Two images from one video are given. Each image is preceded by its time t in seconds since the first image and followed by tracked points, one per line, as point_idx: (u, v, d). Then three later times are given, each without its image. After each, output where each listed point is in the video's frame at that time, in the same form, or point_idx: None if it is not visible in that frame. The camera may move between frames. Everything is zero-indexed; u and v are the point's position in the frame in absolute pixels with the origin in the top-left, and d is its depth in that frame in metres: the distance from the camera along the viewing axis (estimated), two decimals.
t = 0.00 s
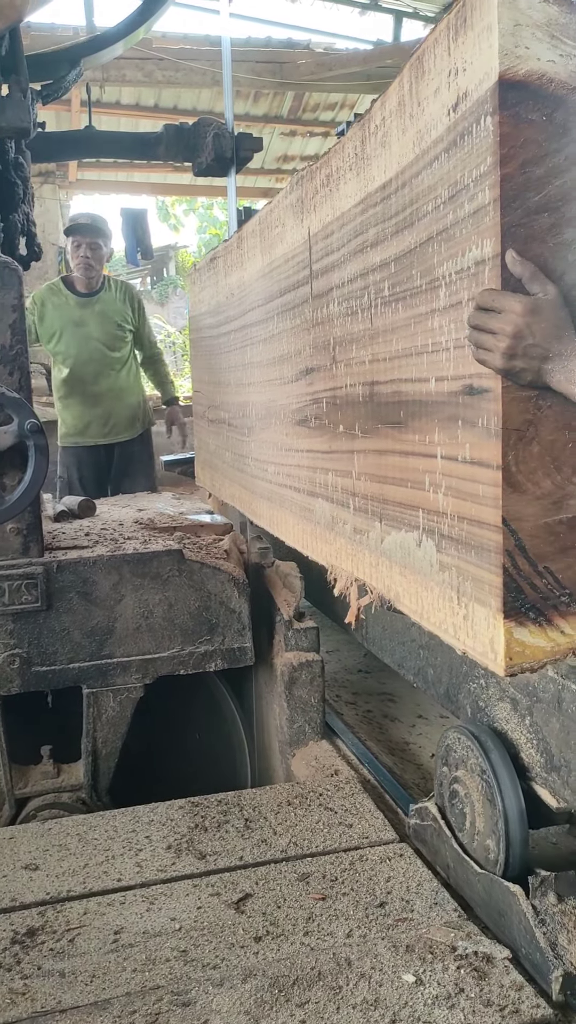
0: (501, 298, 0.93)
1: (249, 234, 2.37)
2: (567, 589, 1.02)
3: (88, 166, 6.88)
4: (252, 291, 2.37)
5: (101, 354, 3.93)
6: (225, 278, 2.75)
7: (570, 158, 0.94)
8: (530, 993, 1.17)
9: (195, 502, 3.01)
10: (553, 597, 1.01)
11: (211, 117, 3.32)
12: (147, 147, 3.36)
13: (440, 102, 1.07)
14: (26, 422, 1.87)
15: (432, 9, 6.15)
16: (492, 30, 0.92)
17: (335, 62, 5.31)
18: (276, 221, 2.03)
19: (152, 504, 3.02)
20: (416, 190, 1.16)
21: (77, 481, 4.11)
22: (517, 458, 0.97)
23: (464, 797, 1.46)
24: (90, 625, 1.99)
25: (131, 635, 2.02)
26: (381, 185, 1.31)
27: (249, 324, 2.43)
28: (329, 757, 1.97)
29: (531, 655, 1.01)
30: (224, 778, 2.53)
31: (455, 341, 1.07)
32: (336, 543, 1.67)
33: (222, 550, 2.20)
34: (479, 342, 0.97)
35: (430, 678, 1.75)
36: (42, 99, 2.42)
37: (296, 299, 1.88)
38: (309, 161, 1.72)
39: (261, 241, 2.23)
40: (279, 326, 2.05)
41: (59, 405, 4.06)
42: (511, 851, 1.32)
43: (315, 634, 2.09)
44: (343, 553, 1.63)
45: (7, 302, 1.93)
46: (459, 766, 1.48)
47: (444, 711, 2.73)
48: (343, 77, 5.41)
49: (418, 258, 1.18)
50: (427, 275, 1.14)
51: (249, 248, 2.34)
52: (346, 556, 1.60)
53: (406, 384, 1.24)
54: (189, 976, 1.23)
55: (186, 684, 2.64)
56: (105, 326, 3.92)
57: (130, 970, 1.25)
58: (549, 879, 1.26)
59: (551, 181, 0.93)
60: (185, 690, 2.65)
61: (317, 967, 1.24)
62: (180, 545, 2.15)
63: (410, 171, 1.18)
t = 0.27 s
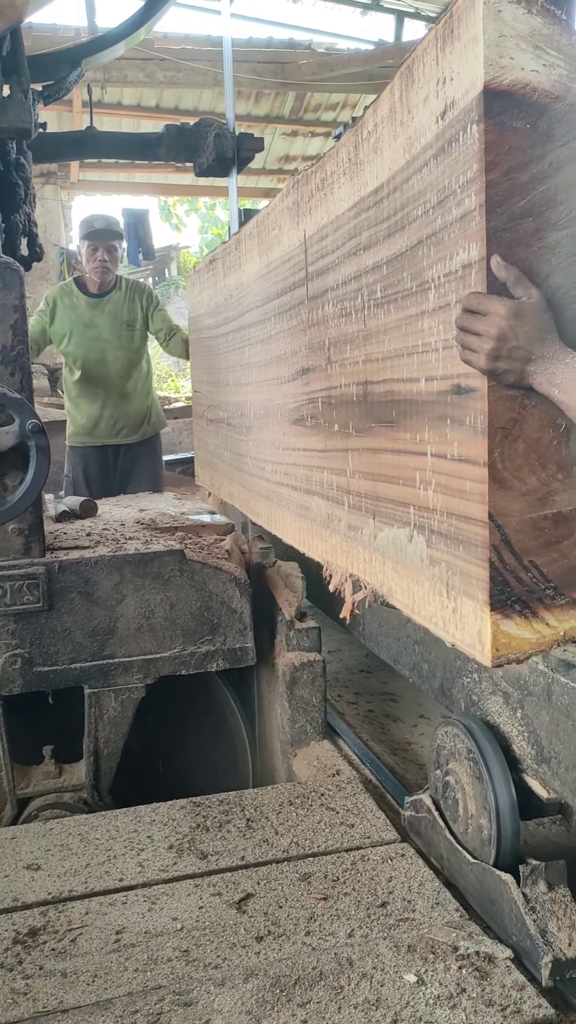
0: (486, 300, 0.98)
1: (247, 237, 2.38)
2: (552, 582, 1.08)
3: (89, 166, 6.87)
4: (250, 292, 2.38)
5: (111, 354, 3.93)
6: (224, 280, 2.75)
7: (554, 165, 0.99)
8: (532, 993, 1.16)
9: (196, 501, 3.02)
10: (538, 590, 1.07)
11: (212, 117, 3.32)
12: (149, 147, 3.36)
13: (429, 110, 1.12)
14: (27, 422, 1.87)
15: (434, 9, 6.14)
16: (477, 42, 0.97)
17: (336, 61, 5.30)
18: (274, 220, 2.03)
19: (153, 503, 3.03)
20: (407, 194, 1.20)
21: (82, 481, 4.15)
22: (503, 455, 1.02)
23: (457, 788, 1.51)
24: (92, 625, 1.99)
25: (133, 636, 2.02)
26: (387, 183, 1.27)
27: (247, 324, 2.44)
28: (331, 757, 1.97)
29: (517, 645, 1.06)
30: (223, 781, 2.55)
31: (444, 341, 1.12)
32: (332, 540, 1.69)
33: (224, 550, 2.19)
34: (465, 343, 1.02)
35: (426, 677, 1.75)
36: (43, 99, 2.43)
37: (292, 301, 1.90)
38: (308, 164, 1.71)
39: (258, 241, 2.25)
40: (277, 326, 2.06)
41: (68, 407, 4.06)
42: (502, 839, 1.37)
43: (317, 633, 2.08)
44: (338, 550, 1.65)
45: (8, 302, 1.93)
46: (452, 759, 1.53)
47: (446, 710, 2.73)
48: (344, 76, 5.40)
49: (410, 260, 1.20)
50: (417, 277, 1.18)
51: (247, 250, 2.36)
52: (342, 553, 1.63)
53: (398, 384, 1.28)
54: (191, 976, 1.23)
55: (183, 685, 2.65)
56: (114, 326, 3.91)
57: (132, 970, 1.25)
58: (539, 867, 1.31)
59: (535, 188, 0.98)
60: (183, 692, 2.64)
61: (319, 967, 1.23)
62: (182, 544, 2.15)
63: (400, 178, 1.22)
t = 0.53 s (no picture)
0: (475, 300, 1.05)
1: (245, 239, 2.42)
2: (540, 577, 1.15)
3: (92, 166, 6.88)
4: (248, 293, 2.41)
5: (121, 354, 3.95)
6: (223, 282, 2.76)
7: (539, 171, 1.06)
8: (535, 993, 1.16)
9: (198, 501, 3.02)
10: (525, 583, 1.14)
11: (213, 117, 3.32)
12: (150, 147, 3.36)
13: (419, 117, 1.19)
14: (29, 422, 1.87)
15: (436, 9, 6.15)
16: (465, 52, 1.04)
17: (338, 62, 5.31)
18: (275, 222, 2.06)
19: (155, 503, 3.04)
20: (399, 200, 1.29)
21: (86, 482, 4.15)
22: (489, 453, 1.10)
23: (448, 781, 1.48)
24: (94, 625, 1.99)
25: (135, 635, 2.02)
26: (367, 195, 1.42)
27: (245, 325, 2.47)
28: (333, 757, 1.96)
29: (504, 635, 1.14)
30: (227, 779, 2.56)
31: (433, 342, 1.20)
32: (327, 536, 1.80)
33: (226, 550, 2.20)
34: (453, 342, 1.09)
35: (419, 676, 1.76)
36: (46, 99, 2.45)
37: (289, 302, 1.97)
38: (300, 173, 1.83)
39: (256, 243, 2.29)
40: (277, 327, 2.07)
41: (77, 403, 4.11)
42: (495, 835, 1.33)
43: (319, 633, 2.08)
44: (333, 546, 1.76)
45: (11, 302, 1.93)
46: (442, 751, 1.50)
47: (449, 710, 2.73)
48: (347, 77, 5.41)
49: (380, 278, 1.39)
50: (408, 281, 1.27)
51: (245, 252, 2.39)
52: (337, 549, 1.74)
53: (390, 384, 1.37)
54: (193, 976, 1.22)
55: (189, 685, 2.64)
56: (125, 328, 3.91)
57: (134, 969, 1.25)
58: (531, 855, 1.30)
59: (520, 193, 1.05)
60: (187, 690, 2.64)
61: (321, 967, 1.23)
62: (184, 544, 2.15)
63: (392, 183, 1.31)
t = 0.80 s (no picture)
0: (464, 306, 1.06)
1: (244, 243, 2.43)
2: (527, 572, 1.16)
3: (94, 167, 6.89)
4: (248, 295, 2.41)
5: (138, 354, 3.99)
6: (223, 285, 2.77)
7: (526, 179, 1.07)
8: (537, 993, 1.16)
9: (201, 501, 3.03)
10: (512, 578, 1.15)
11: (216, 117, 3.32)
12: (153, 147, 3.36)
13: (410, 126, 1.21)
14: (32, 423, 1.87)
15: (439, 9, 6.14)
16: (453, 63, 1.05)
17: (341, 62, 5.31)
18: (274, 226, 2.07)
19: (157, 503, 3.05)
20: (391, 205, 1.31)
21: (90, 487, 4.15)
22: (478, 450, 1.11)
23: (442, 773, 1.56)
24: (97, 625, 1.99)
25: (138, 636, 2.02)
26: (359, 201, 1.46)
27: (244, 327, 2.48)
28: (336, 757, 1.96)
29: (492, 629, 1.16)
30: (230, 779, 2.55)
31: (425, 345, 1.21)
32: (323, 534, 1.81)
33: (229, 550, 2.20)
34: (443, 349, 1.10)
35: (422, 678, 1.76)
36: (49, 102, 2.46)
37: (287, 304, 1.99)
38: (296, 178, 1.86)
39: (255, 247, 2.31)
40: (278, 328, 2.08)
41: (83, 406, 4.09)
42: (488, 822, 1.41)
43: (322, 634, 2.09)
44: (330, 543, 1.77)
45: (14, 303, 1.94)
46: (437, 744, 1.58)
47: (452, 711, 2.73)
48: (349, 77, 5.41)
49: (373, 281, 1.41)
50: (400, 284, 1.29)
51: (245, 255, 2.40)
52: (333, 546, 1.75)
53: (383, 385, 1.39)
54: (196, 976, 1.23)
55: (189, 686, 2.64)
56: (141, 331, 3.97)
57: (136, 970, 1.25)
58: (521, 845, 1.37)
59: (507, 199, 1.07)
60: (190, 691, 2.64)
61: (324, 967, 1.23)
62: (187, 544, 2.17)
63: (385, 190, 1.33)
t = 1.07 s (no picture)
0: (453, 316, 1.09)
1: (244, 245, 2.43)
2: (516, 565, 1.17)
3: (98, 167, 6.90)
4: (248, 295, 2.42)
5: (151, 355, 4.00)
6: (223, 286, 2.77)
7: (513, 185, 1.09)
8: (540, 993, 1.16)
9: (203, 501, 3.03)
10: (502, 572, 1.17)
11: (219, 117, 3.31)
12: (156, 147, 3.36)
13: (403, 133, 1.23)
14: (35, 423, 1.87)
15: (442, 9, 6.15)
16: (443, 73, 1.07)
17: (344, 62, 5.31)
18: (274, 228, 2.07)
19: (159, 503, 3.05)
20: (385, 210, 1.33)
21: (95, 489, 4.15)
22: (467, 448, 1.13)
23: (436, 767, 1.61)
24: (100, 625, 1.99)
25: (140, 635, 2.02)
26: (355, 207, 1.46)
27: (244, 328, 2.49)
28: (338, 757, 1.96)
29: (482, 622, 1.16)
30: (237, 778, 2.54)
31: (417, 345, 1.23)
32: (321, 531, 1.82)
33: (231, 550, 2.20)
34: (434, 359, 1.12)
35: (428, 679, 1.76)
36: (52, 100, 2.45)
37: (285, 304, 2.00)
38: (293, 185, 1.89)
39: (254, 248, 2.32)
40: (279, 328, 2.08)
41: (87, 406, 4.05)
42: (481, 813, 1.46)
43: (324, 634, 2.09)
44: (327, 538, 1.77)
45: (17, 302, 1.94)
46: (431, 738, 1.64)
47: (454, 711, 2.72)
48: (352, 76, 5.41)
49: (368, 284, 1.43)
50: (393, 285, 1.31)
51: (244, 256, 2.41)
52: (330, 542, 1.76)
53: (378, 384, 1.41)
54: (198, 975, 1.23)
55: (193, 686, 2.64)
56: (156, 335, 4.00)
57: (139, 970, 1.25)
58: (514, 837, 1.41)
59: (496, 205, 1.09)
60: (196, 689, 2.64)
61: (326, 967, 1.23)
62: (189, 544, 2.16)
63: (378, 194, 1.35)
